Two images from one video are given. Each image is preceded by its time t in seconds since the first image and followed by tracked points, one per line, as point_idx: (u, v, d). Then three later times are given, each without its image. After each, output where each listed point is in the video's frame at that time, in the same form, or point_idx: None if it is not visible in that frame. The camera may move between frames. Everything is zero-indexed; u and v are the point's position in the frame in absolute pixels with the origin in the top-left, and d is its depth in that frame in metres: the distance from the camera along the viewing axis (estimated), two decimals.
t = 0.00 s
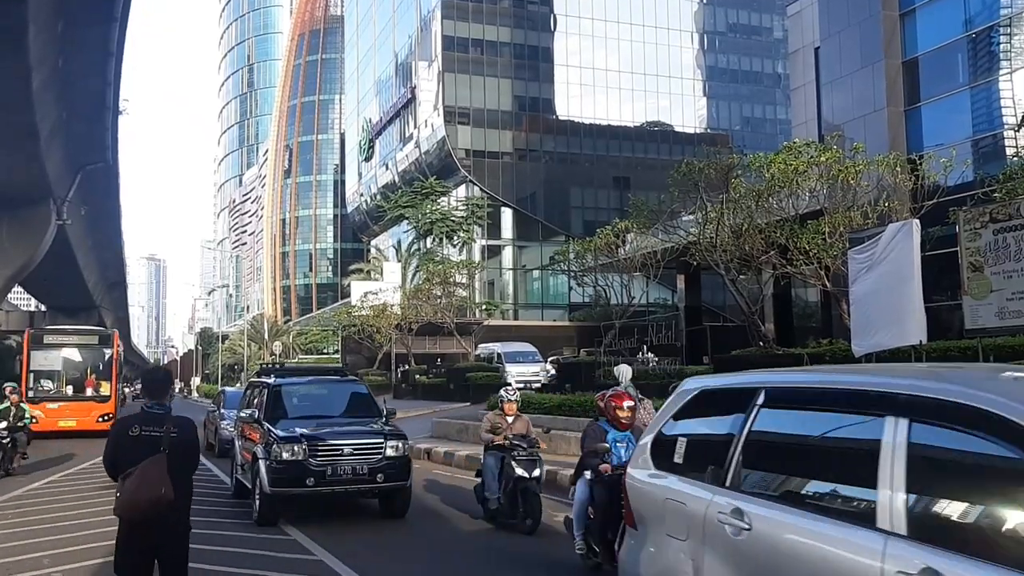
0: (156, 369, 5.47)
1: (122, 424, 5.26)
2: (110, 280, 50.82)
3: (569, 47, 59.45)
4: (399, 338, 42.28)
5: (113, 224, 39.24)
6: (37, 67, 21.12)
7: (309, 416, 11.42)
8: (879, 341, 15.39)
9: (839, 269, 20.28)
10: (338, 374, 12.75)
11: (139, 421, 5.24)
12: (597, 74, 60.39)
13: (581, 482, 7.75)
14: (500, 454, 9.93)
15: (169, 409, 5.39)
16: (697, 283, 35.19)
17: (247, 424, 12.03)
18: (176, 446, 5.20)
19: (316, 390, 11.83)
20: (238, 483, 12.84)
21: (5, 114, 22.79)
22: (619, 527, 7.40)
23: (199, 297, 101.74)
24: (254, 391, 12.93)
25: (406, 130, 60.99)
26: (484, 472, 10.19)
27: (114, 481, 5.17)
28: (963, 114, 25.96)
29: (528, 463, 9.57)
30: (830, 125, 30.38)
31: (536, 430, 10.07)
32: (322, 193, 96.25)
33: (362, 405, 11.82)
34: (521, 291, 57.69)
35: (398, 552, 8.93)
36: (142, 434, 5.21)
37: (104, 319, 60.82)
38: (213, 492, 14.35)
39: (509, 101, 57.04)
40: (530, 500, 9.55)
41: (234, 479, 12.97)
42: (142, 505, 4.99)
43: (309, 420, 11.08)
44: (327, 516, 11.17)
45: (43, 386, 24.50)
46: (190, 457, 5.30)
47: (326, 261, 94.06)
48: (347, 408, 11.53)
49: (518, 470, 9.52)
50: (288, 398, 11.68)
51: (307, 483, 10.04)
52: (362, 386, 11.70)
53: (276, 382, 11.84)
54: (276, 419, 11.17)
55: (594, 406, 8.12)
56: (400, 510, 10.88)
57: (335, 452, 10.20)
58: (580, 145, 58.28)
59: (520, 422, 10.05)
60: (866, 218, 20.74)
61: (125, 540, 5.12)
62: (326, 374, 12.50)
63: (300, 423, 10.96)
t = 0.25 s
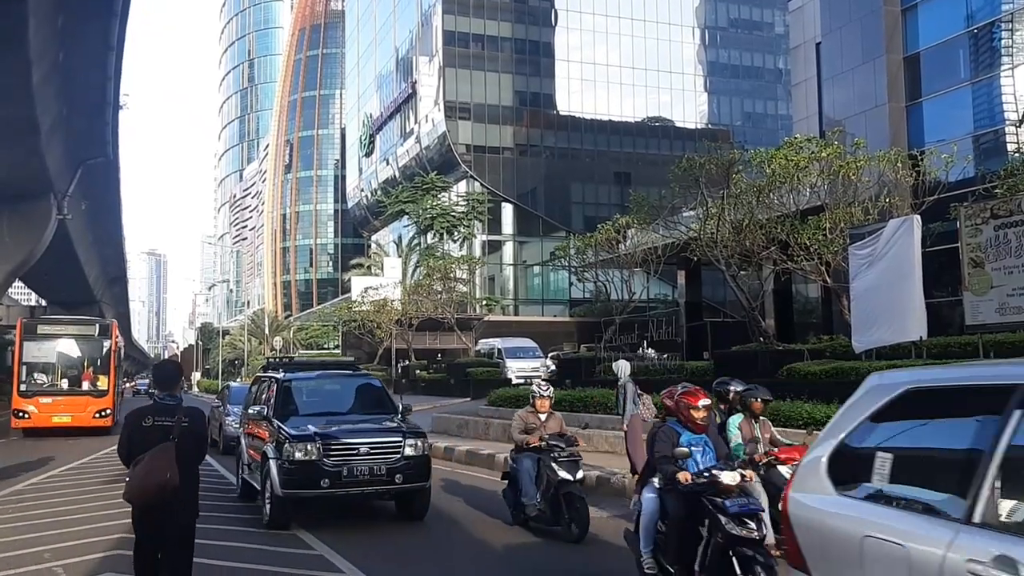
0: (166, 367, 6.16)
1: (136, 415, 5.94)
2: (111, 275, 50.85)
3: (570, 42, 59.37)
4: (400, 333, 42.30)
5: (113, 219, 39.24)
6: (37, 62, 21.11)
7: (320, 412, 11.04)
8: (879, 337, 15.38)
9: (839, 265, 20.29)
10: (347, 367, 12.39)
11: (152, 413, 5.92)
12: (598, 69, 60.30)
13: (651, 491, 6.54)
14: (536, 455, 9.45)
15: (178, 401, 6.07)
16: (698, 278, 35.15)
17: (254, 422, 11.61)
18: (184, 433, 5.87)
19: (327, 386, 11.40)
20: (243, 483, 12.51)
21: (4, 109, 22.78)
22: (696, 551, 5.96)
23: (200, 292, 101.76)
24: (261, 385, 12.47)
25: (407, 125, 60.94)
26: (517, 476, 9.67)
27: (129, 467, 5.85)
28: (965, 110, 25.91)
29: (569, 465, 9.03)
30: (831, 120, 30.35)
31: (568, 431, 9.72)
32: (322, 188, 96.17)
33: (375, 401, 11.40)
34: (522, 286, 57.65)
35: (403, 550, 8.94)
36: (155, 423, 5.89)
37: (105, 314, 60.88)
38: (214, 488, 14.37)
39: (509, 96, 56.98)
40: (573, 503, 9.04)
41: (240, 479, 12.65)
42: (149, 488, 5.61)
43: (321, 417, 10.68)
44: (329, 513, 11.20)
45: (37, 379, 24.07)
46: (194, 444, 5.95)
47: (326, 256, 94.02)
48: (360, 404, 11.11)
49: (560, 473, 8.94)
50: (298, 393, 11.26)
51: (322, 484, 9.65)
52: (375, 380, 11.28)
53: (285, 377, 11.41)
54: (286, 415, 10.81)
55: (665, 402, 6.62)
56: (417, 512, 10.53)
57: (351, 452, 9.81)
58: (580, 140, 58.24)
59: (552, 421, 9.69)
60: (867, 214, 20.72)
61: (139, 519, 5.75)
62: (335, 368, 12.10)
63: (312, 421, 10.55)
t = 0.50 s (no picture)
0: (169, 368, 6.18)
1: (140, 414, 5.97)
2: (110, 271, 50.82)
3: (570, 38, 59.31)
4: (400, 330, 42.29)
5: (113, 215, 39.20)
6: (37, 57, 21.10)
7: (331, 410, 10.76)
8: (880, 333, 15.46)
9: (839, 261, 20.29)
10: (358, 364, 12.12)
11: (154, 412, 5.94)
12: (598, 65, 60.22)
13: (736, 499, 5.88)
14: (577, 458, 8.88)
15: (180, 399, 6.09)
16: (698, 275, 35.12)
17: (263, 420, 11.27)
18: (186, 431, 5.89)
19: (337, 382, 11.12)
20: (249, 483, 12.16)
21: (4, 104, 22.76)
22: None
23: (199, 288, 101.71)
24: (268, 382, 12.18)
25: (407, 121, 60.88)
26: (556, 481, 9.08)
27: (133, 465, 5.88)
28: (965, 107, 25.89)
29: (616, 469, 8.44)
30: (831, 117, 30.35)
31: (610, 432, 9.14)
32: (322, 184, 96.09)
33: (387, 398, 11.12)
34: (522, 283, 57.56)
35: (405, 548, 8.94)
36: (158, 422, 5.91)
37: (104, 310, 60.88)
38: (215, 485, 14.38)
39: (509, 92, 56.93)
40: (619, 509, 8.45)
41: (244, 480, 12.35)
42: (150, 487, 5.63)
43: (333, 416, 10.39)
44: (331, 513, 11.23)
45: (30, 374, 23.88)
46: (196, 443, 5.95)
47: (326, 253, 93.92)
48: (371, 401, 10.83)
49: (607, 478, 8.34)
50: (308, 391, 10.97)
51: (337, 487, 9.34)
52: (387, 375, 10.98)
53: (295, 374, 11.14)
54: (297, 413, 10.50)
55: (755, 402, 5.80)
56: (437, 514, 10.29)
57: (367, 452, 9.50)
58: (580, 136, 58.19)
59: (590, 419, 9.17)
60: (867, 210, 20.72)
61: (144, 517, 5.79)
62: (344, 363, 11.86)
63: (324, 419, 10.26)
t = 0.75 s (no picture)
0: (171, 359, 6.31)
1: (144, 404, 6.10)
2: (113, 267, 50.87)
3: (573, 36, 59.29)
4: (402, 326, 42.33)
5: (116, 211, 39.23)
6: (40, 53, 21.10)
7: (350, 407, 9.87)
8: (882, 331, 15.42)
9: (842, 259, 20.25)
10: (377, 361, 11.33)
11: (160, 401, 6.08)
12: (601, 62, 60.17)
13: (894, 527, 4.70)
14: (641, 467, 7.71)
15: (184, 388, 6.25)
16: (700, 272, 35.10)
17: (277, 419, 10.37)
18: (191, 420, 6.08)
19: (357, 377, 10.19)
20: (260, 486, 11.38)
21: (7, 99, 22.75)
22: None
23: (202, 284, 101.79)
24: (283, 376, 11.29)
25: (410, 118, 60.86)
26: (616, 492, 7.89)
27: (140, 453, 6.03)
28: (969, 104, 25.82)
29: (690, 480, 7.28)
30: (834, 114, 30.34)
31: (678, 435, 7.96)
32: (325, 181, 96.08)
33: (409, 394, 10.19)
34: (524, 280, 57.58)
35: (409, 546, 8.89)
36: (163, 412, 6.06)
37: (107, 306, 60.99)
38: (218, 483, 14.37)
39: (512, 89, 56.92)
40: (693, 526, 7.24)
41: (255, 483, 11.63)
42: (162, 473, 5.84)
43: (353, 415, 9.49)
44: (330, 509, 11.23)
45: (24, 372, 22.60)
46: (200, 430, 6.17)
47: (329, 249, 93.88)
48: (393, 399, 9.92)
49: (680, 490, 7.18)
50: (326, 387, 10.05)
51: (361, 492, 8.47)
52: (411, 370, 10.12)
53: (310, 368, 10.22)
54: (313, 413, 9.59)
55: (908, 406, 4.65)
56: (464, 523, 9.51)
57: (391, 454, 8.62)
58: (582, 133, 58.20)
59: (655, 421, 7.98)
60: (870, 208, 20.66)
61: (150, 503, 5.98)
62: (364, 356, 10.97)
63: (344, 418, 9.35)
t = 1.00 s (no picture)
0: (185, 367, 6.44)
1: (156, 405, 6.20)
2: (113, 265, 50.91)
3: (573, 34, 59.26)
4: (402, 325, 42.36)
5: (117, 209, 39.25)
6: (40, 50, 21.11)
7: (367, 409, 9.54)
8: (883, 329, 15.45)
9: (843, 257, 20.24)
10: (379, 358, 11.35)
11: (172, 402, 6.18)
12: (601, 60, 60.11)
13: None
14: (719, 479, 6.86)
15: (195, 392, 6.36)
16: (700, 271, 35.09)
17: (291, 422, 10.13)
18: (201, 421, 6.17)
19: (373, 379, 9.89)
20: (271, 490, 11.25)
21: (7, 97, 22.75)
22: None
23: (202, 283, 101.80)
24: (296, 379, 11.04)
25: (410, 116, 60.84)
26: (690, 506, 7.02)
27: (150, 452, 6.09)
28: (970, 103, 25.80)
29: (778, 494, 6.48)
30: (834, 112, 30.36)
31: (757, 443, 7.15)
32: (325, 179, 96.04)
33: (428, 398, 9.88)
34: (524, 279, 57.63)
35: (408, 545, 8.94)
36: (173, 412, 6.15)
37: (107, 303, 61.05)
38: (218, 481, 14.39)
39: (512, 87, 56.89)
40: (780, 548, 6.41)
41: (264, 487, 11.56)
42: (172, 469, 5.88)
43: (372, 417, 9.12)
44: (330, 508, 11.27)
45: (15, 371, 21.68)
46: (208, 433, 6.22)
47: (329, 248, 93.80)
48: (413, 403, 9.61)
49: (767, 506, 6.38)
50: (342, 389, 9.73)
51: (385, 499, 8.03)
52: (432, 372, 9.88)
53: (326, 368, 9.91)
54: (330, 414, 9.28)
55: None
56: (491, 535, 9.01)
57: (417, 459, 8.21)
58: (583, 132, 58.16)
59: (732, 428, 7.16)
60: (870, 206, 20.63)
61: (157, 503, 5.99)
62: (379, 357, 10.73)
63: (363, 420, 8.99)
